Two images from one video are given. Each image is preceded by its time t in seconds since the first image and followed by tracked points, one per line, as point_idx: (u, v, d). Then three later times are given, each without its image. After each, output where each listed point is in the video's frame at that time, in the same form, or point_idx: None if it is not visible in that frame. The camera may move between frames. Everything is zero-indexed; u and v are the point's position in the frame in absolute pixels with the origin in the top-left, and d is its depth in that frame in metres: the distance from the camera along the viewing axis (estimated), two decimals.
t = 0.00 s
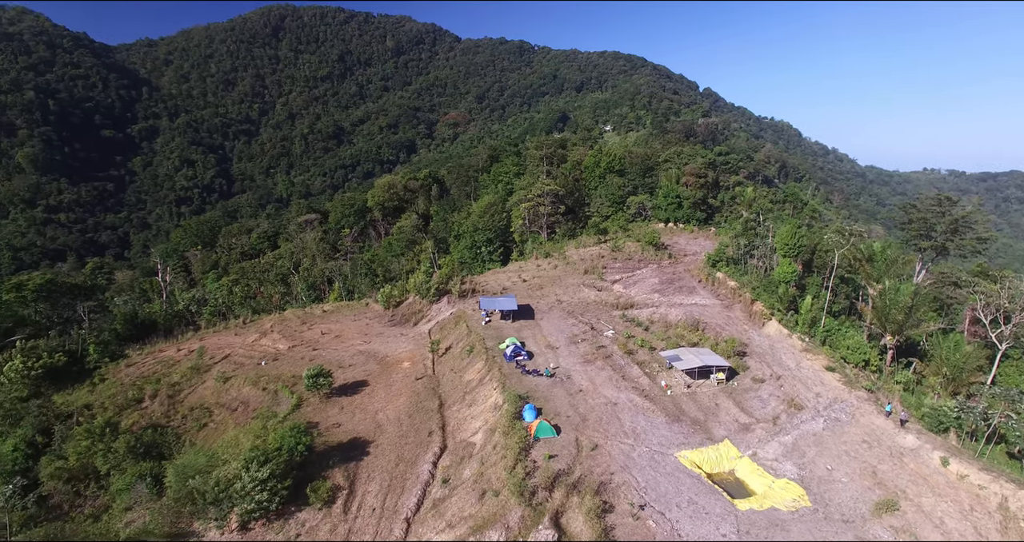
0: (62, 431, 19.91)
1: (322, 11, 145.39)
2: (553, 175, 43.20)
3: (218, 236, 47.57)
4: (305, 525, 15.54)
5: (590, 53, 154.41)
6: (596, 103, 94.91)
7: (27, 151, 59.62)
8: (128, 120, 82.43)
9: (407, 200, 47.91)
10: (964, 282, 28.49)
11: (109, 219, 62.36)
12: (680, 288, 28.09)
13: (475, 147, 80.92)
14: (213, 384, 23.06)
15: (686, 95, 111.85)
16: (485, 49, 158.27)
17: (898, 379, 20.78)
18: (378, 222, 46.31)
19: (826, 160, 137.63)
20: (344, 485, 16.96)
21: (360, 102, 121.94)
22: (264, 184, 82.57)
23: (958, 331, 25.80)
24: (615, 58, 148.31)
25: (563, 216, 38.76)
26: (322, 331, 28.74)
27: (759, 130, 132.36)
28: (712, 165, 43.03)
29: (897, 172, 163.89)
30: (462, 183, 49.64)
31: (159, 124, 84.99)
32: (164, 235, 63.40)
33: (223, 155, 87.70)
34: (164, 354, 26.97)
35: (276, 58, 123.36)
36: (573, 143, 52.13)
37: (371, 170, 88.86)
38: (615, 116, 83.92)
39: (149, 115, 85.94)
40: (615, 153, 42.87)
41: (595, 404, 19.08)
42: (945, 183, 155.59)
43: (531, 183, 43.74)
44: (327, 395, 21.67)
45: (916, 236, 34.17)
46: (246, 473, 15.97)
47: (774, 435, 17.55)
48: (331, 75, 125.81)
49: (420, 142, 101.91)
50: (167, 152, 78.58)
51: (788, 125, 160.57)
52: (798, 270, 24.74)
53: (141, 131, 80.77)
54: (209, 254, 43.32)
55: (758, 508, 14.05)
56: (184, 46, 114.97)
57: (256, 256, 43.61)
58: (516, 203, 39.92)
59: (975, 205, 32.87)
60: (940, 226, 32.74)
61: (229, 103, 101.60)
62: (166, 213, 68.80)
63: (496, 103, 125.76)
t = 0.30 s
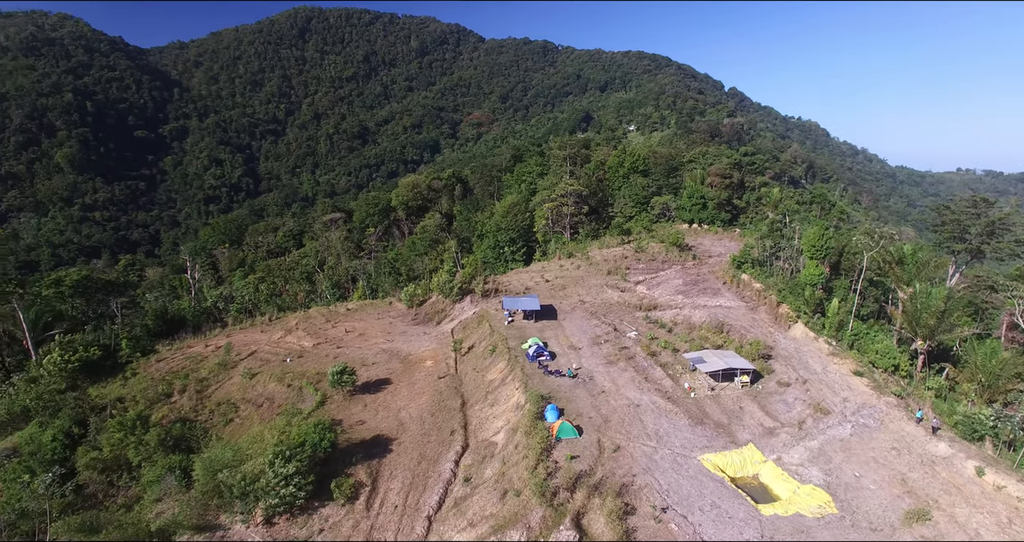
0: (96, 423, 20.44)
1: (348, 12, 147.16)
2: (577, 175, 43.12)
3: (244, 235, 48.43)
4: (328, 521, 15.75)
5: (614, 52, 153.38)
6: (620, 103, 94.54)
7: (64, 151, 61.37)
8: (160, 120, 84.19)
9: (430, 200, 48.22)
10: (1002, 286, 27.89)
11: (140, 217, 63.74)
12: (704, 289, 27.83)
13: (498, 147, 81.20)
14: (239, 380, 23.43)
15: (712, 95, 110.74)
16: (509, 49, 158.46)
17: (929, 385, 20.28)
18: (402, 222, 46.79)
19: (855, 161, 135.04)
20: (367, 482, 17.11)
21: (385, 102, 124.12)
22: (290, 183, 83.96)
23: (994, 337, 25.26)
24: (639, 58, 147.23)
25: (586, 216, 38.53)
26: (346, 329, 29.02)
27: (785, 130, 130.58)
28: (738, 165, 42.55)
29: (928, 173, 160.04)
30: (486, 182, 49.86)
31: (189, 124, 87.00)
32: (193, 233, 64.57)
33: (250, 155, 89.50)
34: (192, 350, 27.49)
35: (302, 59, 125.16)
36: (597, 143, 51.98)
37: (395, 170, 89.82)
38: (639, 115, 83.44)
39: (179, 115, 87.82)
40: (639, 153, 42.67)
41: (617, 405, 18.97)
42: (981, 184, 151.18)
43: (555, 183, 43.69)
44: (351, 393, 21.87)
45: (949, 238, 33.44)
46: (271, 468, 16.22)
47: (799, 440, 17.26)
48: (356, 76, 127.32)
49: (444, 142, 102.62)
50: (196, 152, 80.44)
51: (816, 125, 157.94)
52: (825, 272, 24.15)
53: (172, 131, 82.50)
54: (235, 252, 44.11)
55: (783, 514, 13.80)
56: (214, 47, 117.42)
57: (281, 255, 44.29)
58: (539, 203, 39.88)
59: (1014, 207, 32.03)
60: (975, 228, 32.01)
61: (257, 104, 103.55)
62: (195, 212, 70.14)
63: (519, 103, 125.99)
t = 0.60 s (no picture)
0: (128, 416, 20.90)
1: (374, 13, 149.20)
2: (600, 175, 43.04)
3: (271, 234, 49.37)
4: (350, 517, 15.93)
5: (638, 53, 152.38)
6: (645, 103, 94.21)
7: (101, 151, 63.51)
8: (190, 121, 86.26)
9: (454, 200, 48.56)
10: None
11: (171, 215, 64.96)
12: (729, 291, 27.54)
13: (523, 147, 81.40)
14: (265, 377, 23.79)
15: (738, 95, 109.49)
16: (533, 49, 158.62)
17: (962, 393, 19.71)
18: (425, 221, 47.07)
19: (885, 162, 132.28)
20: (389, 479, 17.23)
21: (409, 102, 125.09)
22: (316, 183, 85.15)
23: None
24: (664, 57, 146.22)
25: (610, 217, 38.22)
26: (370, 328, 29.29)
27: (813, 130, 128.79)
28: (764, 166, 42.16)
29: (962, 174, 155.86)
30: (510, 182, 50.02)
31: (218, 125, 88.99)
32: (221, 232, 65.72)
33: (277, 154, 91.34)
34: (220, 346, 28.00)
35: (329, 60, 127.21)
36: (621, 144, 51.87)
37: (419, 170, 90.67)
38: (664, 116, 83.00)
39: (208, 116, 89.83)
40: (664, 153, 42.45)
41: (640, 407, 18.84)
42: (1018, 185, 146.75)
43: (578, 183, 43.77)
44: (374, 391, 22.06)
45: (984, 241, 32.71)
46: (296, 464, 16.47)
47: (825, 445, 16.95)
48: (382, 76, 128.94)
49: (468, 142, 103.32)
50: (225, 152, 81.96)
51: (844, 125, 155.33)
52: (853, 275, 23.88)
53: (201, 131, 84.30)
54: (262, 251, 44.91)
55: (808, 521, 13.52)
56: (243, 49, 120.01)
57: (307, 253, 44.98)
58: (562, 204, 39.84)
59: None
60: (1013, 230, 31.28)
61: (284, 104, 105.49)
62: (223, 211, 71.27)
63: (543, 103, 126.32)
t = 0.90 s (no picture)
0: (162, 408, 21.47)
1: (401, 15, 152.45)
2: (627, 176, 42.90)
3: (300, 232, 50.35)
4: (375, 514, 16.11)
5: (666, 52, 150.61)
6: (672, 103, 93.92)
7: (138, 152, 65.61)
8: (222, 121, 89.45)
9: (480, 200, 48.87)
10: None
11: (203, 215, 66.77)
12: (756, 294, 27.17)
13: (550, 148, 81.70)
14: (293, 373, 24.15)
15: (768, 94, 108.00)
16: (560, 49, 158.51)
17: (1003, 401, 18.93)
18: (452, 221, 47.33)
19: (921, 163, 129.13)
20: (413, 477, 17.38)
21: (435, 103, 125.21)
22: (344, 182, 87.01)
23: None
24: (692, 57, 144.70)
25: (636, 218, 38.36)
26: (395, 326, 29.58)
27: (845, 130, 126.63)
28: (794, 167, 41.60)
29: (1004, 175, 150.69)
30: (536, 183, 50.17)
31: (249, 125, 91.95)
32: (250, 230, 66.90)
33: (306, 154, 93.35)
34: (249, 342, 28.55)
35: (357, 61, 130.19)
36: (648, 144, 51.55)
37: (446, 170, 91.84)
38: (691, 116, 82.62)
39: (240, 117, 93.25)
40: (691, 154, 42.19)
41: (664, 410, 18.68)
42: None
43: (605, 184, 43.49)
44: (399, 389, 22.25)
45: None
46: (322, 460, 16.72)
47: (855, 452, 16.60)
48: (409, 77, 131.33)
49: (495, 142, 104.45)
50: (256, 152, 84.28)
51: (877, 125, 152.09)
52: (886, 278, 23.61)
53: (233, 132, 86.97)
54: (291, 249, 45.75)
55: (836, 528, 13.26)
56: (273, 50, 123.59)
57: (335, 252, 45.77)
58: (588, 205, 39.64)
59: None
60: None
61: (313, 104, 108.27)
62: (254, 210, 72.46)
63: (570, 103, 126.55)
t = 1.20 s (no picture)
0: (193, 402, 22.04)
1: (430, 17, 156.89)
2: (653, 177, 43.18)
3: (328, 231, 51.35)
4: (398, 510, 16.25)
5: (694, 52, 148.68)
6: (700, 103, 93.75)
7: (172, 152, 69.40)
8: (254, 122, 94.52)
9: (506, 200, 49.26)
10: None
11: (234, 214, 69.45)
12: (785, 297, 26.77)
13: (576, 148, 82.00)
14: (319, 371, 24.49)
15: (799, 94, 106.56)
16: (587, 50, 158.39)
17: None
18: (478, 221, 47.51)
19: (961, 163, 125.31)
20: (436, 475, 17.49)
21: (463, 103, 129.30)
22: (371, 181, 90.98)
23: None
24: (721, 56, 143.24)
25: (663, 220, 38.22)
26: (421, 325, 29.80)
27: (879, 130, 124.17)
28: (825, 169, 41.15)
29: None
30: (562, 184, 50.23)
31: (279, 126, 96.57)
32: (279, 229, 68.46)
33: (335, 154, 98.05)
34: (278, 339, 29.00)
35: (385, 62, 134.61)
36: (676, 145, 51.16)
37: (473, 170, 94.06)
38: (719, 117, 82.31)
39: (272, 118, 97.98)
40: (719, 155, 42.02)
41: (689, 413, 18.52)
42: None
43: (631, 184, 43.83)
44: (423, 388, 22.42)
45: None
46: (346, 457, 16.91)
47: (885, 460, 16.18)
48: (437, 77, 134.81)
49: (522, 142, 106.60)
50: (286, 152, 88.60)
51: (914, 125, 148.33)
52: (920, 282, 22.98)
53: (264, 132, 91.78)
54: (319, 247, 46.56)
55: (865, 537, 12.91)
56: (304, 52, 128.42)
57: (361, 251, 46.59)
58: (614, 206, 39.47)
59: None
60: None
61: (342, 106, 112.99)
62: (283, 209, 74.99)
63: (598, 104, 126.67)
